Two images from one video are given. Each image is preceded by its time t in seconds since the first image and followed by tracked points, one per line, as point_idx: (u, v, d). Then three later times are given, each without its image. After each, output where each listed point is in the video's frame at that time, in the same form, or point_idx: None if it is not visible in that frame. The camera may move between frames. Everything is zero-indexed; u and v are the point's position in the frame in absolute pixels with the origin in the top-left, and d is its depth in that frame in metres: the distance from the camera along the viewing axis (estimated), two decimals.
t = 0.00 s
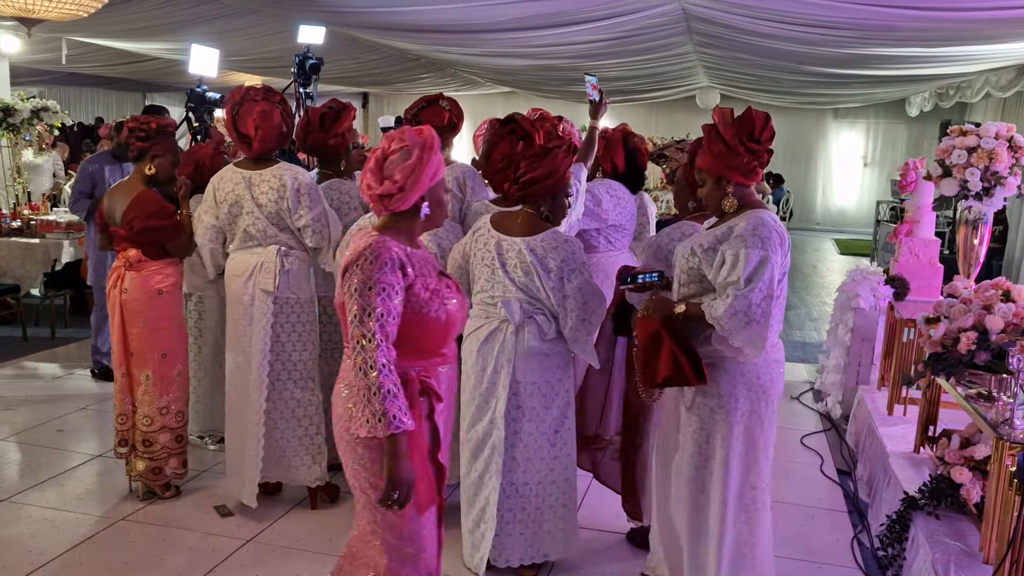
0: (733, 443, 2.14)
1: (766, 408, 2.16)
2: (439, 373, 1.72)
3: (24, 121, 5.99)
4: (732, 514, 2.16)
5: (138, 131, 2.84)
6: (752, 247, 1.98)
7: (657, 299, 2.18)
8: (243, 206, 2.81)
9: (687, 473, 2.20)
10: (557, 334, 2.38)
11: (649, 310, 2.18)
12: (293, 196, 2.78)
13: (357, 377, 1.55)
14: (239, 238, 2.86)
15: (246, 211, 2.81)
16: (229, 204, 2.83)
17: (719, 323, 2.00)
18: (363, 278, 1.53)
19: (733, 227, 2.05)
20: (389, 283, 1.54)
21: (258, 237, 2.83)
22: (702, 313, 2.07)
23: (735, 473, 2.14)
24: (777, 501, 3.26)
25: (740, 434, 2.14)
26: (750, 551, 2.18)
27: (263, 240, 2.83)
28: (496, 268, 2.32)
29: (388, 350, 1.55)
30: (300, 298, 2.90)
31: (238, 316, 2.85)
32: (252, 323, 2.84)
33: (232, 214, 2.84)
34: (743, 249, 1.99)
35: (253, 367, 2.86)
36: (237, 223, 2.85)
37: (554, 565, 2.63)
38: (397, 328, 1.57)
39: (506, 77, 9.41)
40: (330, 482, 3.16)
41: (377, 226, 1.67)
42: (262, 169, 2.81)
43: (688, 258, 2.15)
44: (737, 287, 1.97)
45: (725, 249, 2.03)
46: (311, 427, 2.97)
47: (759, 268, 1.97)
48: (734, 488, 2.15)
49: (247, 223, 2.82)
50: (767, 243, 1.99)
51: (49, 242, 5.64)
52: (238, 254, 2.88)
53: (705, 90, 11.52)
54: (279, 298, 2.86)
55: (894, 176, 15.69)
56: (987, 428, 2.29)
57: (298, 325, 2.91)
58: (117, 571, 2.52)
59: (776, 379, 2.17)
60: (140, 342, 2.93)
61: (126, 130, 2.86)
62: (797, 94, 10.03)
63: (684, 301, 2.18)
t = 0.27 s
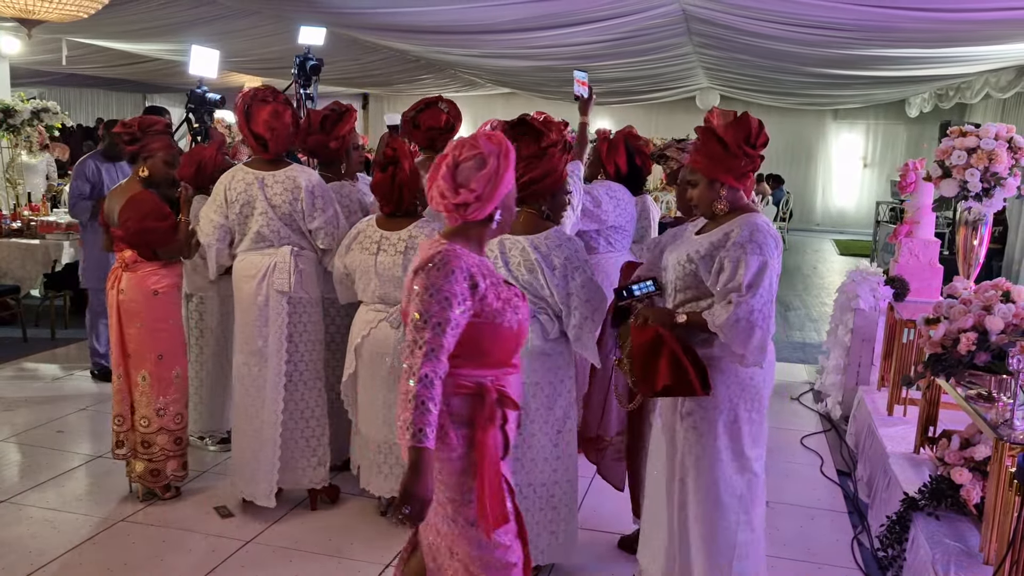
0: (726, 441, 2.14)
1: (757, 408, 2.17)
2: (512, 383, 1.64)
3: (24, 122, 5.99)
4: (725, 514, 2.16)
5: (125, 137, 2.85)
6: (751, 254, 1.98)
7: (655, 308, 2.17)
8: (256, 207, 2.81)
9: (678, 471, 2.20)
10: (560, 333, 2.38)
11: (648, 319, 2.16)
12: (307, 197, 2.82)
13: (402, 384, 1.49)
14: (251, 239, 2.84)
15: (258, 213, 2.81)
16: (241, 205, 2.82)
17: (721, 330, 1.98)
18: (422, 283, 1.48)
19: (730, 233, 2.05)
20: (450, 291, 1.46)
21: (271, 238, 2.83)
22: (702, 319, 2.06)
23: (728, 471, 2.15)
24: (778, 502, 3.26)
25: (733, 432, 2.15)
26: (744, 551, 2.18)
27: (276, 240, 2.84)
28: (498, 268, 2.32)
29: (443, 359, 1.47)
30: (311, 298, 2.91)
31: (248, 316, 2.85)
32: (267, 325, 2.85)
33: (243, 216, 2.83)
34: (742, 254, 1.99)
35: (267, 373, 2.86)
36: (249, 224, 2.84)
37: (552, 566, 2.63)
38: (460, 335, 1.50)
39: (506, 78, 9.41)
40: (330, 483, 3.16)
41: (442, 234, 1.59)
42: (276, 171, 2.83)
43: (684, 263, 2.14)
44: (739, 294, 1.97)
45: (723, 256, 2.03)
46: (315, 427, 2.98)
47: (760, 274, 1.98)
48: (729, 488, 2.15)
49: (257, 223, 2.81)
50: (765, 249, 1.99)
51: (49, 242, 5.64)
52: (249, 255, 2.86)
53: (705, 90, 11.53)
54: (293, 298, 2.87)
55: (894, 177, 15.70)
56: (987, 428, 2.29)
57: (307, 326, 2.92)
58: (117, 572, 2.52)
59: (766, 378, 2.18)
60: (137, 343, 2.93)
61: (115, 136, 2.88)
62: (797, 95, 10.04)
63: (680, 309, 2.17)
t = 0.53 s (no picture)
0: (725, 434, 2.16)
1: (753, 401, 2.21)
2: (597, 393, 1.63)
3: (24, 123, 5.99)
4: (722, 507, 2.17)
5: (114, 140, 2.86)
6: (763, 248, 2.02)
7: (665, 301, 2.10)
8: (271, 208, 2.81)
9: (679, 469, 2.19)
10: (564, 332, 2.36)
11: (658, 312, 2.09)
12: (322, 198, 2.82)
13: (510, 410, 1.48)
14: (262, 240, 2.85)
15: (271, 216, 2.81)
16: (257, 206, 2.82)
17: (735, 322, 2.02)
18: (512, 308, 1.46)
19: (737, 227, 2.07)
20: (551, 309, 1.46)
21: (283, 240, 2.85)
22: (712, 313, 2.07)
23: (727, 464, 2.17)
24: (778, 502, 3.26)
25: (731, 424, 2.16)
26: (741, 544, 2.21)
27: (286, 242, 2.85)
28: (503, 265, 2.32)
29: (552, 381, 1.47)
30: (321, 298, 2.92)
31: (257, 317, 2.87)
32: (278, 325, 2.87)
33: (257, 217, 2.83)
34: (753, 250, 2.02)
35: (277, 371, 2.88)
36: (262, 226, 2.84)
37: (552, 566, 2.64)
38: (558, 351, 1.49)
39: (506, 78, 9.41)
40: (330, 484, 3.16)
41: (519, 242, 1.58)
42: (291, 172, 2.83)
43: (689, 258, 2.13)
44: (753, 287, 2.00)
45: (733, 251, 2.05)
46: (317, 429, 2.98)
47: (770, 268, 2.02)
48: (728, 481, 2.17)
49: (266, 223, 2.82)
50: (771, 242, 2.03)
51: (49, 243, 5.64)
52: (259, 255, 2.87)
53: (705, 91, 11.53)
54: (302, 298, 2.87)
55: (894, 178, 15.70)
56: (987, 429, 2.29)
57: (316, 328, 2.93)
58: (117, 572, 2.52)
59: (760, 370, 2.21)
60: (131, 343, 2.93)
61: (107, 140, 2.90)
62: (797, 96, 10.05)
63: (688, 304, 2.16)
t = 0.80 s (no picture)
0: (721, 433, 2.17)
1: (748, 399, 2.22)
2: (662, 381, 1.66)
3: (24, 124, 6.00)
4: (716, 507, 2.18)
5: (108, 144, 2.86)
6: (773, 250, 2.06)
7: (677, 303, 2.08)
8: (282, 212, 2.81)
9: (681, 467, 2.18)
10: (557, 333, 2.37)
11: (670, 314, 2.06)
12: (334, 203, 2.85)
13: (649, 414, 1.44)
14: (270, 243, 2.85)
15: (282, 219, 2.81)
16: (271, 209, 2.82)
17: (748, 322, 2.04)
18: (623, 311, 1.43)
19: (748, 232, 2.09)
20: (652, 305, 1.45)
21: (292, 245, 2.85)
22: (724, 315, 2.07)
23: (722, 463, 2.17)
24: (778, 503, 3.26)
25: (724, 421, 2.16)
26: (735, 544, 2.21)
27: (295, 246, 2.85)
28: (498, 264, 2.33)
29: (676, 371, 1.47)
30: (327, 302, 2.93)
31: (264, 320, 2.86)
32: (285, 328, 2.87)
33: (269, 219, 2.83)
34: (764, 251, 2.05)
35: (283, 374, 2.89)
36: (271, 229, 2.85)
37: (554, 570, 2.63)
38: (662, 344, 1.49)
39: (506, 79, 9.41)
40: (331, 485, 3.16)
41: (590, 242, 1.56)
42: (305, 175, 2.84)
43: (698, 259, 2.13)
44: (767, 288, 2.04)
45: (745, 252, 2.07)
46: (319, 432, 2.97)
47: (781, 268, 2.06)
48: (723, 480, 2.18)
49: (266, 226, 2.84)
50: (777, 243, 2.07)
51: (49, 244, 5.64)
52: (266, 259, 2.87)
53: (705, 92, 11.54)
54: (309, 302, 2.88)
55: (894, 179, 15.71)
56: (987, 431, 2.28)
57: (321, 332, 2.94)
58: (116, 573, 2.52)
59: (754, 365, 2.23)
60: (129, 343, 2.94)
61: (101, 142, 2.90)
62: (797, 97, 10.06)
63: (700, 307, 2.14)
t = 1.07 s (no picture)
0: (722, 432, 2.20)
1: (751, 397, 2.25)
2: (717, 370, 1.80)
3: (24, 125, 6.00)
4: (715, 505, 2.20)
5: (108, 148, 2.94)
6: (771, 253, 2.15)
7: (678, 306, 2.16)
8: (288, 212, 2.81)
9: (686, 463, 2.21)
10: (542, 333, 2.36)
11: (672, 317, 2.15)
12: (341, 205, 2.86)
13: (728, 408, 1.58)
14: (273, 243, 2.85)
15: (288, 218, 2.81)
16: (275, 209, 2.81)
17: (749, 323, 2.16)
18: (700, 318, 1.56)
19: (748, 233, 2.17)
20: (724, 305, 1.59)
21: (296, 245, 2.85)
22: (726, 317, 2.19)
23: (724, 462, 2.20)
24: (778, 504, 3.26)
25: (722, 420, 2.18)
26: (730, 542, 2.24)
27: (297, 246, 2.85)
28: (487, 266, 2.38)
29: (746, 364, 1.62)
30: (329, 304, 2.93)
31: (265, 322, 2.87)
32: (288, 327, 2.87)
33: (275, 218, 2.82)
34: (765, 254, 2.15)
35: (285, 374, 2.89)
36: (275, 228, 2.84)
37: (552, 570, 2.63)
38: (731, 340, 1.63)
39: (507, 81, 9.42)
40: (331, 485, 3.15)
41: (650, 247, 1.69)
42: (313, 177, 2.84)
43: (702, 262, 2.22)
44: (768, 290, 2.15)
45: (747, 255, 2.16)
46: (320, 433, 2.97)
47: (781, 270, 2.16)
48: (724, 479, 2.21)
49: (263, 227, 2.84)
50: (775, 245, 2.16)
51: (49, 245, 5.64)
52: (269, 258, 2.87)
53: (704, 93, 11.54)
54: (311, 302, 2.87)
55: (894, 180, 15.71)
56: (987, 431, 2.28)
57: (322, 332, 2.93)
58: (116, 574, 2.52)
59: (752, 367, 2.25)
60: (129, 344, 2.93)
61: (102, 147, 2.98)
62: (797, 98, 10.06)
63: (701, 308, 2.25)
